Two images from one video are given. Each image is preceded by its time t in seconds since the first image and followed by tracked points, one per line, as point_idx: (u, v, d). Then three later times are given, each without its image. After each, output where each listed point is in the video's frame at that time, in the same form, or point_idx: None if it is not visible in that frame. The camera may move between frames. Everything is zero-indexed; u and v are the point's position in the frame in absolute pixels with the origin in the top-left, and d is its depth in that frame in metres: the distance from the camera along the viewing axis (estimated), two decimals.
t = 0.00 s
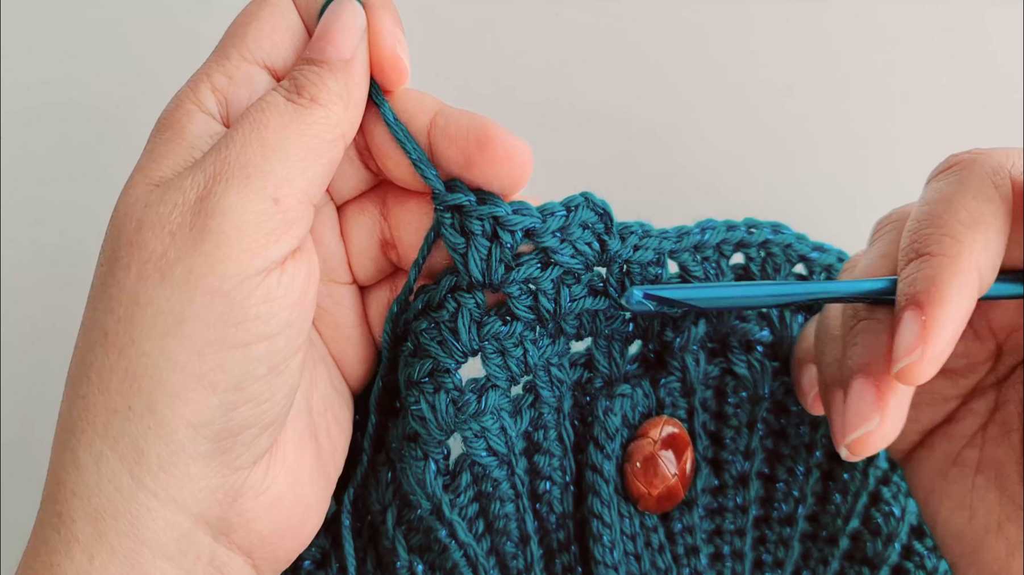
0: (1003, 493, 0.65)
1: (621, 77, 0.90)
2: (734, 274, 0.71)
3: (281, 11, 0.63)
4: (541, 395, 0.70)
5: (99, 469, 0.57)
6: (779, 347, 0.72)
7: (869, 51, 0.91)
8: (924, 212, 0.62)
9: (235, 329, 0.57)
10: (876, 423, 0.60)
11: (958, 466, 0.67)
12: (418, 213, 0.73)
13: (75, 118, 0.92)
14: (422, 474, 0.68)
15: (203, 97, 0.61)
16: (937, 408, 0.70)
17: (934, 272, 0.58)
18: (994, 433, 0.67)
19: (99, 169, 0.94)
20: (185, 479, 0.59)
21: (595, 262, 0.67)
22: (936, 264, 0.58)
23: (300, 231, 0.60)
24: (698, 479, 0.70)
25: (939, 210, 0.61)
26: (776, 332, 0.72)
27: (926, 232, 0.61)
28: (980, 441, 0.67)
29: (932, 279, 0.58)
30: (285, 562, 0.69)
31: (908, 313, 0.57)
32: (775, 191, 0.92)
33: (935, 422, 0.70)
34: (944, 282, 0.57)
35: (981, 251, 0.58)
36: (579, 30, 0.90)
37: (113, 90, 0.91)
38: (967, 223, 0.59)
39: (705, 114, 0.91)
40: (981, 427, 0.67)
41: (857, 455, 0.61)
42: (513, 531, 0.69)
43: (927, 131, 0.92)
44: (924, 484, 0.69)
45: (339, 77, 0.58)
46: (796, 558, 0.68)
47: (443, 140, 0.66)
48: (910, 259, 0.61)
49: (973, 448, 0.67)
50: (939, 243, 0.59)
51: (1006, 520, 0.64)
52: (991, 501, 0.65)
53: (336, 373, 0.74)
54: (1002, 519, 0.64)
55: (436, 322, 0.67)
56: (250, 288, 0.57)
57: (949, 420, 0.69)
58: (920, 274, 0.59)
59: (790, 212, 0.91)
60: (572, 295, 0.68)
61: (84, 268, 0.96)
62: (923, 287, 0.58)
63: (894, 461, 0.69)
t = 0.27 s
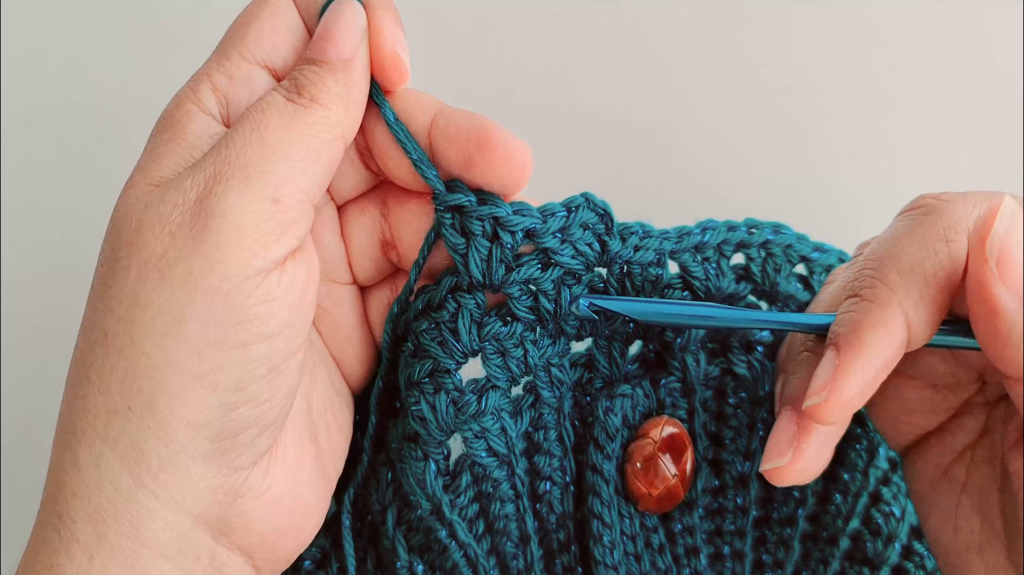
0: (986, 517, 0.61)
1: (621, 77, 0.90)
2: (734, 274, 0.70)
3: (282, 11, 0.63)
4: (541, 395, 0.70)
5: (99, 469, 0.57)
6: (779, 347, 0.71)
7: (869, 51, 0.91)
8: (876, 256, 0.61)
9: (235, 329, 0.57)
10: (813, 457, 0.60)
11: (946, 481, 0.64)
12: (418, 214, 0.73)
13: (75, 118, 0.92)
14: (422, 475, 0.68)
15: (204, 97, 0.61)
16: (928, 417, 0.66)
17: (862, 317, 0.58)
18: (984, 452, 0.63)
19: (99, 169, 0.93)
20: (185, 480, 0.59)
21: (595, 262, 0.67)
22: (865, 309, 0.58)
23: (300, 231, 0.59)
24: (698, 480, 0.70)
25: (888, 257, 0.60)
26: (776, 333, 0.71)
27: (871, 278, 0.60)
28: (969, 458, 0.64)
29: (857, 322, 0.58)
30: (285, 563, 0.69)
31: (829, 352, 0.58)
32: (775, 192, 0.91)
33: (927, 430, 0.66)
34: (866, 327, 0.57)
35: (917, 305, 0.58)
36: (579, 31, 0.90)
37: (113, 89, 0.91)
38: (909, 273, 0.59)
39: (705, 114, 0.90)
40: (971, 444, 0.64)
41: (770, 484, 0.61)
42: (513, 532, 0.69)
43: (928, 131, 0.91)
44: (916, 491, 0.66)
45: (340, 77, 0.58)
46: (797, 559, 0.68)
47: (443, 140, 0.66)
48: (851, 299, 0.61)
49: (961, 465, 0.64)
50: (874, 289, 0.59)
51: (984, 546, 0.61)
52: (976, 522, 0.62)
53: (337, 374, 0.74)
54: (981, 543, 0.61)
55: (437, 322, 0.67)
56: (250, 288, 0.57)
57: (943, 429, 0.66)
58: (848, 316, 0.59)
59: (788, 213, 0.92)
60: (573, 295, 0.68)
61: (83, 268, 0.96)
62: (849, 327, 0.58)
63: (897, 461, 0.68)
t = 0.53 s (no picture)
0: (994, 486, 0.66)
1: (622, 78, 0.90)
2: (733, 273, 0.70)
3: (282, 12, 0.63)
4: (541, 396, 0.70)
5: (99, 469, 0.57)
6: (779, 347, 0.71)
7: (868, 51, 0.91)
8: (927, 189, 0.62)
9: (235, 330, 0.57)
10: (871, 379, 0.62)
11: (961, 450, 0.69)
12: (418, 214, 0.73)
13: (75, 119, 0.92)
14: (422, 475, 0.68)
15: (204, 98, 0.61)
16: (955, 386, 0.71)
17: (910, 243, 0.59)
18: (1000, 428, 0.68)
19: (100, 170, 0.93)
20: (186, 480, 0.59)
21: (595, 262, 0.67)
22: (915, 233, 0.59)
23: (300, 232, 0.60)
24: (698, 479, 0.70)
25: (937, 186, 0.61)
26: (776, 332, 0.71)
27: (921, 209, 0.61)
28: (986, 429, 0.68)
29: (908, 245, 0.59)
30: (285, 563, 0.69)
31: (879, 274, 0.59)
32: (775, 192, 0.91)
33: (950, 399, 0.71)
34: (914, 251, 0.58)
35: (964, 233, 0.59)
36: (578, 32, 0.90)
37: (113, 90, 0.91)
38: (959, 203, 0.60)
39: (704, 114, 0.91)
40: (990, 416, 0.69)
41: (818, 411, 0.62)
42: (513, 531, 0.69)
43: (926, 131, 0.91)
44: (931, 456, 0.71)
45: (340, 78, 0.58)
46: (796, 558, 0.68)
47: (443, 140, 0.66)
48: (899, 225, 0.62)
49: (977, 434, 0.68)
50: (921, 217, 0.60)
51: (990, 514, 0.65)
52: (985, 490, 0.66)
53: (337, 375, 0.75)
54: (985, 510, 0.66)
55: (436, 323, 0.67)
56: (250, 288, 0.57)
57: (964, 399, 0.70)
58: (899, 239, 0.60)
59: (788, 212, 0.92)
60: (572, 296, 0.68)
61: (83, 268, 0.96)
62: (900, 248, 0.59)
63: (899, 460, 0.66)
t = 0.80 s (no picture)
0: (971, 532, 0.60)
1: (621, 79, 0.90)
2: (734, 274, 0.70)
3: (284, 11, 0.63)
4: (541, 396, 0.70)
5: (100, 469, 0.57)
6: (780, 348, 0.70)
7: (868, 52, 0.91)
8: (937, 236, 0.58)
9: (236, 330, 0.57)
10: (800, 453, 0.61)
11: (938, 490, 0.63)
12: (418, 215, 0.73)
13: (76, 119, 0.92)
14: (422, 475, 0.68)
15: (206, 97, 0.61)
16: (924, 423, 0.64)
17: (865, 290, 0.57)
18: (977, 468, 0.61)
19: (98, 172, 0.93)
20: (186, 480, 0.59)
21: (596, 263, 0.67)
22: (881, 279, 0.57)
23: (301, 232, 0.59)
24: (698, 479, 0.70)
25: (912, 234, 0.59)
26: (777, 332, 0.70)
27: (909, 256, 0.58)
28: (962, 471, 0.62)
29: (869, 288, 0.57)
30: (285, 563, 0.69)
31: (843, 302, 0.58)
32: (776, 192, 0.91)
33: (926, 434, 0.65)
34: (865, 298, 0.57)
35: (922, 299, 0.55)
36: (578, 33, 0.90)
37: (113, 91, 0.91)
38: (920, 252, 0.57)
39: (705, 115, 0.90)
40: (965, 457, 0.62)
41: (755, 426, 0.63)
42: (513, 532, 0.69)
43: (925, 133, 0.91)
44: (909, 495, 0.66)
45: (341, 78, 0.57)
46: (797, 558, 0.68)
47: (444, 140, 0.66)
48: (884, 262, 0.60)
49: (953, 475, 0.63)
50: (897, 260, 0.57)
51: (968, 562, 0.60)
52: (962, 536, 0.61)
53: (338, 375, 0.74)
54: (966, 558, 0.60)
55: (437, 323, 0.67)
56: (251, 289, 0.57)
57: (939, 436, 0.64)
58: (869, 272, 0.58)
59: (789, 212, 0.92)
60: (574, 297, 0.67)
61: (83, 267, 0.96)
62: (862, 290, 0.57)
63: (896, 460, 0.67)
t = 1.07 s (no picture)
0: (979, 516, 0.62)
1: (622, 79, 0.90)
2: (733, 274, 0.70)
3: (285, 12, 0.63)
4: (542, 397, 0.70)
5: (100, 469, 0.57)
6: (780, 347, 0.70)
7: (868, 53, 0.91)
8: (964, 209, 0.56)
9: (236, 330, 0.57)
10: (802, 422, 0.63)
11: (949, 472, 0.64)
12: (418, 216, 0.73)
13: (76, 119, 0.92)
14: (422, 476, 0.68)
15: (206, 98, 0.61)
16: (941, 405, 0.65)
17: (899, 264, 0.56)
18: (990, 453, 0.62)
19: (96, 174, 0.94)
20: (186, 479, 0.59)
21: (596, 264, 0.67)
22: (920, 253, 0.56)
23: (301, 232, 0.60)
24: (698, 479, 0.70)
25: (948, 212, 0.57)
26: (776, 332, 0.70)
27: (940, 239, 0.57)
28: (972, 455, 0.63)
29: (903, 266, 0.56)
30: (286, 563, 0.69)
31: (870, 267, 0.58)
32: (775, 193, 0.91)
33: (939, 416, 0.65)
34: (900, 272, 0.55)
35: (953, 273, 0.54)
36: (579, 34, 0.90)
37: (114, 91, 0.91)
38: (955, 227, 0.55)
39: (704, 116, 0.90)
40: (979, 441, 0.63)
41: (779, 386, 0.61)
42: (513, 532, 0.69)
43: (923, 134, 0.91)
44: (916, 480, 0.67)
45: (342, 78, 0.58)
46: (797, 559, 0.67)
47: (445, 141, 0.66)
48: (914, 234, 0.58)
49: (963, 461, 0.63)
50: (926, 234, 0.56)
51: (974, 545, 0.62)
52: (969, 519, 0.62)
53: (338, 376, 0.75)
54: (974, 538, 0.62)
55: (437, 324, 0.67)
56: (251, 289, 0.57)
57: (953, 421, 0.65)
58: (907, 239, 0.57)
59: (789, 213, 0.91)
60: (574, 297, 0.67)
61: (84, 267, 0.96)
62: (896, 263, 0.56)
63: (897, 460, 0.67)
